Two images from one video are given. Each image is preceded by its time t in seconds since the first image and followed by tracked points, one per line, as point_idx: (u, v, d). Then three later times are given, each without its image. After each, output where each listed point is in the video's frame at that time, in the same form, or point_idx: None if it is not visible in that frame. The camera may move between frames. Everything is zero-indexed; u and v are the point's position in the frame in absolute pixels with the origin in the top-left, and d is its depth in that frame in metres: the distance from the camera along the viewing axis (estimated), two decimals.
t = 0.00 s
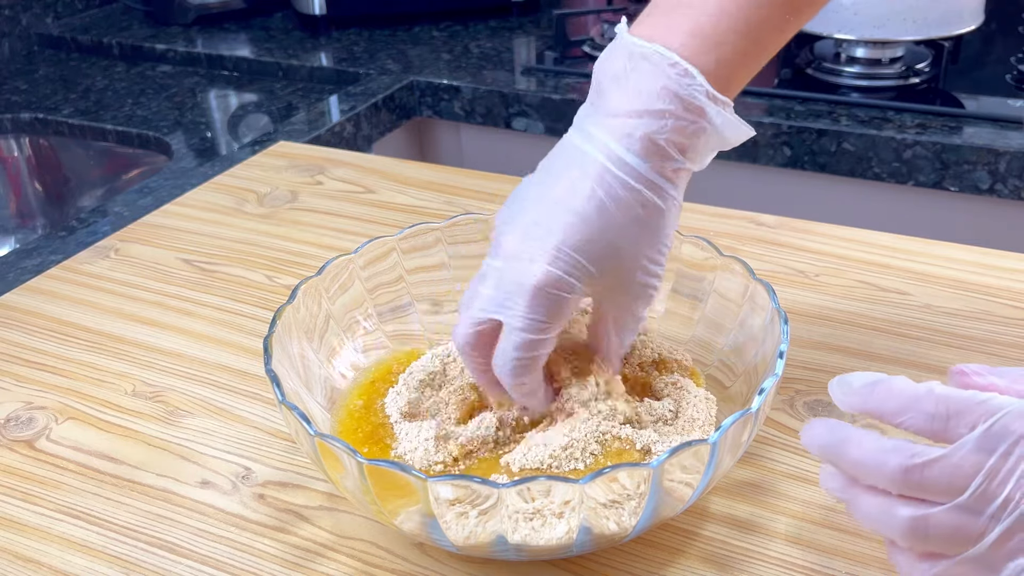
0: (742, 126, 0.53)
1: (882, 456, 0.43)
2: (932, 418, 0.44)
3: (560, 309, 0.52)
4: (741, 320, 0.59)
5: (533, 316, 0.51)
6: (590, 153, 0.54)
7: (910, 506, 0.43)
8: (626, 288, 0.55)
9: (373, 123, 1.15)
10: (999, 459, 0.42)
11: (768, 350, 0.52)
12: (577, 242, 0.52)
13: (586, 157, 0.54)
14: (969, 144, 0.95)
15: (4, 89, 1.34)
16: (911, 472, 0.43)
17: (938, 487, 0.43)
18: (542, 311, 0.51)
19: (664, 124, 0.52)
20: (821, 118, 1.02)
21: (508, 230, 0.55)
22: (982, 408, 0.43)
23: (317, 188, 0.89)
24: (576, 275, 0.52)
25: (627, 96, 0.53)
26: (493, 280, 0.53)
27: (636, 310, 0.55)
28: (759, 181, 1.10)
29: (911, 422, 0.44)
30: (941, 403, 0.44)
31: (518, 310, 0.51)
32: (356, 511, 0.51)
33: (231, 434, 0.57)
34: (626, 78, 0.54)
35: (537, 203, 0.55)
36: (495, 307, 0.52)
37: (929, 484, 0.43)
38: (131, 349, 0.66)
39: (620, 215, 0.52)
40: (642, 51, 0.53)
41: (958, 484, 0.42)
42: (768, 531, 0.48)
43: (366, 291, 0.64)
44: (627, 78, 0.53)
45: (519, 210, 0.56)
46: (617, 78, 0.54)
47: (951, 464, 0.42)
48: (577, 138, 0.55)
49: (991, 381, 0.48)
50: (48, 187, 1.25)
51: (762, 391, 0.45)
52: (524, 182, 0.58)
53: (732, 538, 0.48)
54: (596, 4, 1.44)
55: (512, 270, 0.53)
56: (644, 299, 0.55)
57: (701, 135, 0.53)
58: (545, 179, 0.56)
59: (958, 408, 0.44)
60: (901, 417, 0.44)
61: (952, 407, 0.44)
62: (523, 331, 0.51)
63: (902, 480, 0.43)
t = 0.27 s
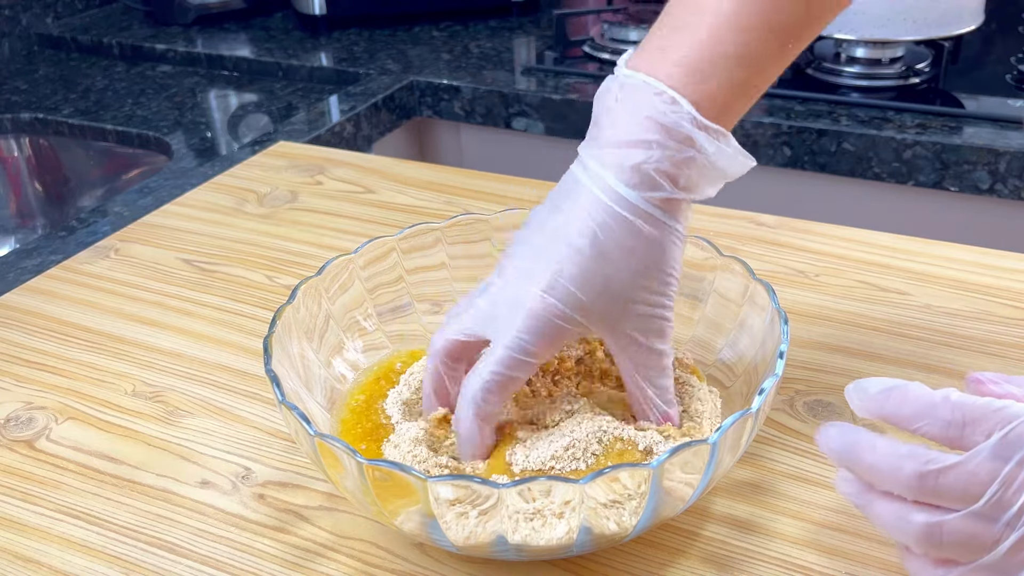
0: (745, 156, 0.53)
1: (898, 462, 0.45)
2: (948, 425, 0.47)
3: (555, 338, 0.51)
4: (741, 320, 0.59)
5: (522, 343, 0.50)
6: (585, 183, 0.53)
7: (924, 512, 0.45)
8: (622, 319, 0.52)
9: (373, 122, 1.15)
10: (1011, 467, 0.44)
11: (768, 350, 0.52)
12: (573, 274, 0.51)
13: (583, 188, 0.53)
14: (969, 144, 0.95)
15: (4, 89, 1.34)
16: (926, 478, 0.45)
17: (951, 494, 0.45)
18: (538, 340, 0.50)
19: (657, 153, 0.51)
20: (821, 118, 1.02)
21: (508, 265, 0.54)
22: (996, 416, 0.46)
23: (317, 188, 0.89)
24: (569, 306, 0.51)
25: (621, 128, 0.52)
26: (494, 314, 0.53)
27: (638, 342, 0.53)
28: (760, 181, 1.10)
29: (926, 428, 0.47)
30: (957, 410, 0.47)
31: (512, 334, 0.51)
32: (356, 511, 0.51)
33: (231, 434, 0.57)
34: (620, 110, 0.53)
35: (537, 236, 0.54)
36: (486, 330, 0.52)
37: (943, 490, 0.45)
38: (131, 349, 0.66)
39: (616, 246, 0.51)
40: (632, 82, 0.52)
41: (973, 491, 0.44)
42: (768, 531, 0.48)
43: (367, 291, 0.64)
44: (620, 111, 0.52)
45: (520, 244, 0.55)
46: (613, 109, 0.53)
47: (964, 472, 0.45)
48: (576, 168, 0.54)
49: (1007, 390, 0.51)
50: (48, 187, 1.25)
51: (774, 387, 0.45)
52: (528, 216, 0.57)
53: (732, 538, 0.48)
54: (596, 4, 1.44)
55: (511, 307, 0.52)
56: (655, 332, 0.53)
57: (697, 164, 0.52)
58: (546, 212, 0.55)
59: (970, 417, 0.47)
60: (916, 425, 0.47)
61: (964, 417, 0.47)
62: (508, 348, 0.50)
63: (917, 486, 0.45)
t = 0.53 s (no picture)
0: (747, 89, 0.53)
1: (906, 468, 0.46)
2: (957, 433, 0.47)
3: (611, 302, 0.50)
4: (741, 320, 0.59)
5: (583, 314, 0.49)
6: (595, 131, 0.52)
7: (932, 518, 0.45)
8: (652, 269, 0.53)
9: (373, 122, 1.15)
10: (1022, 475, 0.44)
11: (768, 350, 0.52)
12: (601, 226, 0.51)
13: (593, 136, 0.52)
14: (969, 145, 0.95)
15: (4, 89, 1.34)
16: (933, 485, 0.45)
17: (959, 500, 0.45)
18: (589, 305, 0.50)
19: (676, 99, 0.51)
20: (821, 118, 1.02)
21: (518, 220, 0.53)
22: (1005, 424, 0.46)
23: (317, 188, 0.89)
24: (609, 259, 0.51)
25: (632, 77, 0.51)
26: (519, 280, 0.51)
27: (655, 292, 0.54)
28: (761, 181, 1.10)
29: (936, 436, 0.47)
30: (965, 418, 0.47)
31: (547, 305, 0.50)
32: (356, 511, 0.51)
33: (231, 434, 0.57)
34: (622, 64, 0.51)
35: (543, 186, 0.53)
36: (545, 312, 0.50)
37: (951, 497, 0.45)
38: (131, 349, 0.66)
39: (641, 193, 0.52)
40: (636, 31, 0.50)
41: (981, 499, 0.45)
42: (768, 531, 0.48)
43: (367, 291, 0.64)
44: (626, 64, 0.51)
45: (525, 198, 0.53)
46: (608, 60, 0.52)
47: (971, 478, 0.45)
48: (576, 114, 0.54)
49: (1017, 397, 0.50)
50: (48, 187, 1.24)
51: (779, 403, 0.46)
52: (521, 168, 0.56)
53: (732, 538, 0.48)
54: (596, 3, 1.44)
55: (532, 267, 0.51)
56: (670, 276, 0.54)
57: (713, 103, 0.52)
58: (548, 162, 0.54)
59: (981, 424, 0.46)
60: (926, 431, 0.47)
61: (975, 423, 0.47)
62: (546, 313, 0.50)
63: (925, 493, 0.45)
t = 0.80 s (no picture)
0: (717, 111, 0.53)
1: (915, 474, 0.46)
2: (963, 437, 0.47)
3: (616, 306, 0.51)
4: (741, 320, 0.58)
5: (620, 333, 0.50)
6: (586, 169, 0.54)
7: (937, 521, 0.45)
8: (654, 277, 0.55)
9: (373, 122, 1.15)
10: None
11: (769, 350, 0.52)
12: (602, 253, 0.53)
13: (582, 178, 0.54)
14: (969, 144, 0.95)
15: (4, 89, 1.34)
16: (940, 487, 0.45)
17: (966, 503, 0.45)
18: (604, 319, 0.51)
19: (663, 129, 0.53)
20: (821, 118, 1.02)
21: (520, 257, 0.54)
22: (1010, 428, 0.46)
23: (317, 188, 0.89)
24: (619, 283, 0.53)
25: (620, 120, 0.52)
26: (545, 321, 0.51)
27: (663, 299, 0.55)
28: (760, 181, 1.10)
29: (942, 440, 0.47)
30: (971, 422, 0.47)
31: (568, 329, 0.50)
32: (356, 511, 0.51)
33: (231, 434, 0.57)
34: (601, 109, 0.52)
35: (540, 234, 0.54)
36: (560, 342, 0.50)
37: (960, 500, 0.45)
38: (131, 349, 0.66)
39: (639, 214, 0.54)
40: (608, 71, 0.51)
41: (987, 502, 0.44)
42: (768, 531, 0.48)
43: (367, 291, 0.64)
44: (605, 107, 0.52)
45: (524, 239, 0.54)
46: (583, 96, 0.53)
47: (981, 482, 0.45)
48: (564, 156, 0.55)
49: None
50: (48, 187, 1.24)
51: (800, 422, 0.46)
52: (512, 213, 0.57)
53: (732, 538, 0.48)
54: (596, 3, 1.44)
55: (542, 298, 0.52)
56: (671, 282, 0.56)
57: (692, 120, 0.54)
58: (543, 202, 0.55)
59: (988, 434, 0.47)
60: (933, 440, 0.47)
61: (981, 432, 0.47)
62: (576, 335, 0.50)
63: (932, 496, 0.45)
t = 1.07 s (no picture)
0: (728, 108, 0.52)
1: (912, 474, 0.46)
2: (962, 437, 0.47)
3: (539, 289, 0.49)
4: (741, 320, 0.58)
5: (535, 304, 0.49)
6: (571, 134, 0.52)
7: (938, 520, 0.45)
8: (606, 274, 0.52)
9: (373, 122, 1.15)
10: None
11: (768, 350, 0.52)
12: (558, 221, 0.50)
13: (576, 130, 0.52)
14: (969, 144, 0.95)
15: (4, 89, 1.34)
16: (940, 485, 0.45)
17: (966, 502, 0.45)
18: (523, 289, 0.49)
19: (649, 106, 0.51)
20: (821, 118, 1.02)
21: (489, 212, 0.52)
22: (1009, 428, 0.47)
23: (317, 188, 0.89)
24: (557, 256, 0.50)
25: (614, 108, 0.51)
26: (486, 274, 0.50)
27: (613, 299, 0.52)
28: (760, 181, 1.10)
29: (941, 440, 0.47)
30: (970, 422, 0.47)
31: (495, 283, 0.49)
32: (356, 511, 0.51)
33: (231, 434, 0.57)
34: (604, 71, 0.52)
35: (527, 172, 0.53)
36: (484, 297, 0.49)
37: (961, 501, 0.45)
38: (131, 349, 0.66)
39: (604, 194, 0.51)
40: (621, 35, 0.52)
41: (986, 502, 0.45)
42: (768, 531, 0.48)
43: (366, 291, 0.64)
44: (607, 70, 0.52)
45: (499, 195, 0.53)
46: (597, 62, 0.53)
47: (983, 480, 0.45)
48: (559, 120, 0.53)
49: None
50: (48, 187, 1.24)
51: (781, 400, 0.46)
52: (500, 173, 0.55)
53: (732, 538, 0.48)
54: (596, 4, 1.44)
55: (489, 250, 0.50)
56: (627, 289, 0.53)
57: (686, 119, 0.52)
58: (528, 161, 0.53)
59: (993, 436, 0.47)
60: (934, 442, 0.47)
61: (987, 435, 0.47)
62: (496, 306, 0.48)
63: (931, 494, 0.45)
